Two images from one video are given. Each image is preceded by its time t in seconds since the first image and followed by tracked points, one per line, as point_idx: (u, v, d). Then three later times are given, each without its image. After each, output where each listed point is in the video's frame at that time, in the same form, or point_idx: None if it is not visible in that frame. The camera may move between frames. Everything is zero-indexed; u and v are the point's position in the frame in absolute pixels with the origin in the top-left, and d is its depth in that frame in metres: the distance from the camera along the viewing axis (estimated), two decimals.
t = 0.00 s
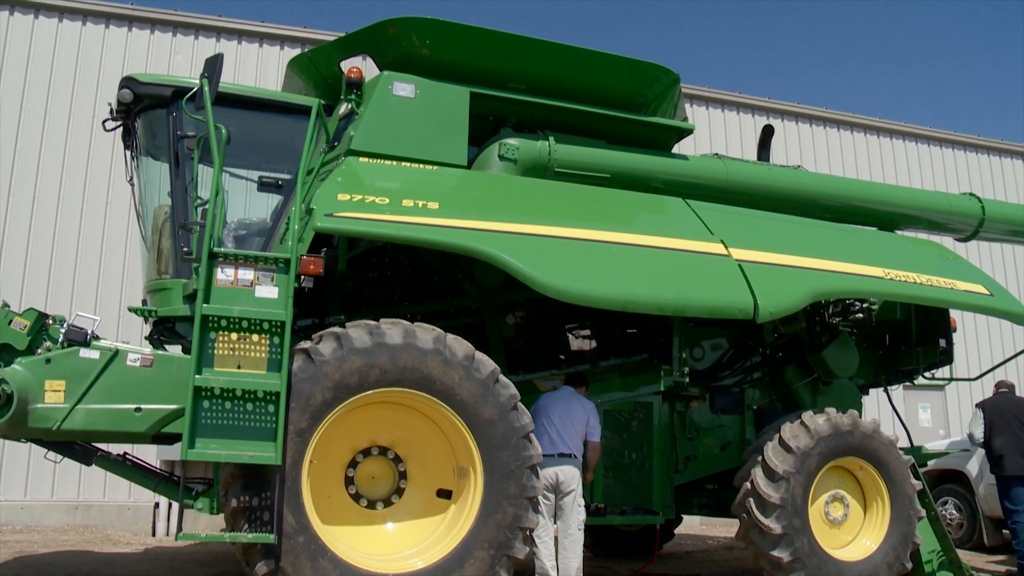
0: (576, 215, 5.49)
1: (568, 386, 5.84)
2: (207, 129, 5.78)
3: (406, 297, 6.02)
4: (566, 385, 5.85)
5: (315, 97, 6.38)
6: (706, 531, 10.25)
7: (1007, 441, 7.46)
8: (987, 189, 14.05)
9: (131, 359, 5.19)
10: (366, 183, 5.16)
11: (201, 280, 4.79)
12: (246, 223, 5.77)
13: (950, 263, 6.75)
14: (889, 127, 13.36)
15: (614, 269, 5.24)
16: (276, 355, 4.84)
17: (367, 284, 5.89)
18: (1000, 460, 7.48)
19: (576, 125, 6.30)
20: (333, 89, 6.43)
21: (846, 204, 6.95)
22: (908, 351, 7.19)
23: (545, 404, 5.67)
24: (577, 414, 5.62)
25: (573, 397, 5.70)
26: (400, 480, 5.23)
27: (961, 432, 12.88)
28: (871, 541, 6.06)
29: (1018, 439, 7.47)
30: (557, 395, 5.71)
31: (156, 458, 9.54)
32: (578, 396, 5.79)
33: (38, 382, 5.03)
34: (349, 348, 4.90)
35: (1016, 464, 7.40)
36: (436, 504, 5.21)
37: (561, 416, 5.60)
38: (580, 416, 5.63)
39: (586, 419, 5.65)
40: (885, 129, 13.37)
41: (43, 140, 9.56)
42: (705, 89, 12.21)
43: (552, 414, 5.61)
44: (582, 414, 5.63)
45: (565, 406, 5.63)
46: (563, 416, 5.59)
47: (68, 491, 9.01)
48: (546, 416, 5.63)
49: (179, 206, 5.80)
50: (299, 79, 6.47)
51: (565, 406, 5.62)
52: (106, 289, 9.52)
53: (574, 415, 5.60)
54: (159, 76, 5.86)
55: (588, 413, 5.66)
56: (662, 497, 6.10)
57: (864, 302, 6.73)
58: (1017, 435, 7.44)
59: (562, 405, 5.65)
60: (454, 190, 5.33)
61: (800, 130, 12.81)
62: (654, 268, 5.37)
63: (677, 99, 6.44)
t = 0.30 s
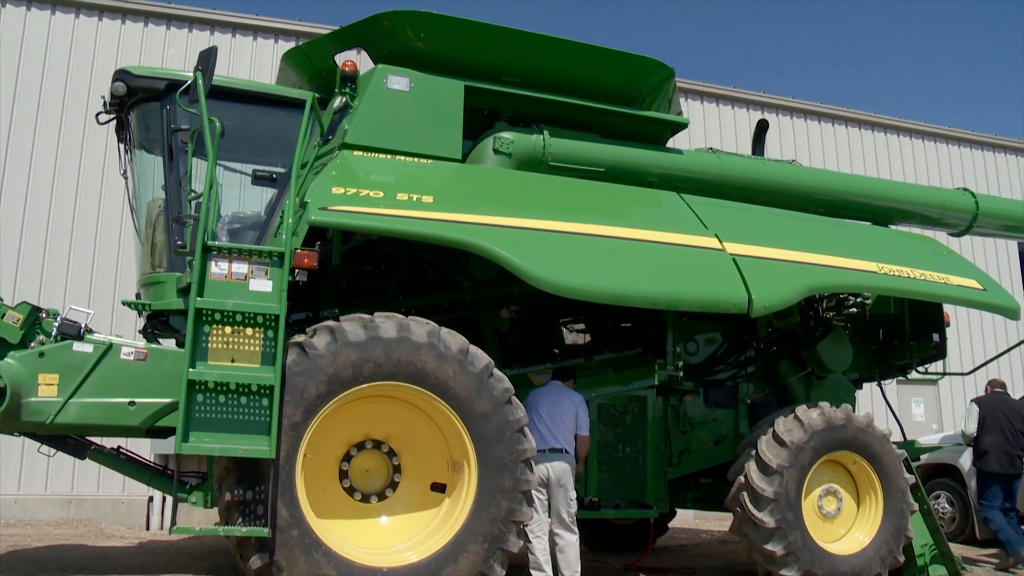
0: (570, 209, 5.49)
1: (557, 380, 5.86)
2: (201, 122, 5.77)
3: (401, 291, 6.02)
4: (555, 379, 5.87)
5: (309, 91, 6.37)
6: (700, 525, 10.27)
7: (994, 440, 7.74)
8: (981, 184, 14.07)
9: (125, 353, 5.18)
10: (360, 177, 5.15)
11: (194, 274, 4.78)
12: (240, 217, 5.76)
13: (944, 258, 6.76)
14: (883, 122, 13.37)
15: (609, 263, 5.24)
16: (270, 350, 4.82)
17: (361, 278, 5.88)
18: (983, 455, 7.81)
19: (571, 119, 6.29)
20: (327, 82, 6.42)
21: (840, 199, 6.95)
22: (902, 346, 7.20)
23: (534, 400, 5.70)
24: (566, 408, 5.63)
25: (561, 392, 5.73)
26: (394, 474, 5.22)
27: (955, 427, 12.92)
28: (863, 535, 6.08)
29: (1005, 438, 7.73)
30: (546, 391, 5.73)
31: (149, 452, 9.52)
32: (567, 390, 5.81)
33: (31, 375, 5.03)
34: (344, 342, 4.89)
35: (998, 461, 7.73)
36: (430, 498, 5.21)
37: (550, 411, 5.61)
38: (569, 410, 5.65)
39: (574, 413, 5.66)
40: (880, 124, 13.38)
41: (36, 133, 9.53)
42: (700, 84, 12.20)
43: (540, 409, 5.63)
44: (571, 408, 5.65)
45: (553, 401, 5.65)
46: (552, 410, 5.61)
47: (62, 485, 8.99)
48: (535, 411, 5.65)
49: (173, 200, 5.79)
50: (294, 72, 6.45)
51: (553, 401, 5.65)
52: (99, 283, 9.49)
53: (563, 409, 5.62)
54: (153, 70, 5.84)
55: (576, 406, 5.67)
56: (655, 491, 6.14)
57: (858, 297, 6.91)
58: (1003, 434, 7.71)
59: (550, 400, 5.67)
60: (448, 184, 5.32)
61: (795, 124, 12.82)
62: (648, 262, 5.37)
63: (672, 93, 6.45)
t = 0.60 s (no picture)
0: (564, 203, 5.49)
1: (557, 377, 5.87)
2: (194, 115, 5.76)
3: (394, 284, 6.01)
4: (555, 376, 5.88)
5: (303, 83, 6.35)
6: (693, 519, 10.30)
7: (981, 429, 7.74)
8: (974, 179, 14.10)
9: (118, 346, 5.16)
10: (354, 170, 5.15)
11: (188, 267, 4.77)
12: (234, 210, 5.74)
13: (937, 253, 6.77)
14: (877, 117, 13.39)
15: (603, 257, 5.24)
16: (263, 343, 4.82)
17: (355, 271, 5.88)
18: (972, 446, 7.79)
19: (565, 112, 6.29)
20: (321, 75, 6.40)
21: (833, 193, 6.96)
22: (895, 340, 7.22)
23: (539, 392, 5.67)
24: (569, 405, 5.63)
25: (565, 389, 5.73)
26: (387, 467, 5.22)
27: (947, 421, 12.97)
28: (856, 529, 6.11)
29: (992, 428, 7.77)
30: (551, 386, 5.72)
31: (143, 445, 9.51)
32: (569, 388, 5.81)
33: (23, 368, 5.01)
34: (337, 335, 4.89)
35: (987, 451, 7.72)
36: (423, 492, 5.22)
37: (553, 407, 5.59)
38: (571, 408, 5.64)
39: (576, 412, 5.66)
40: (873, 118, 13.40)
41: (29, 126, 9.49)
42: (694, 78, 12.21)
43: (544, 402, 5.61)
44: (574, 406, 5.65)
45: (558, 396, 5.64)
46: (556, 406, 5.60)
47: (55, 478, 8.97)
48: (538, 403, 5.63)
49: (166, 193, 5.78)
50: (287, 65, 6.42)
51: (558, 396, 5.64)
52: (92, 276, 9.47)
53: (567, 406, 5.61)
54: (146, 62, 5.82)
55: (579, 406, 5.68)
56: (649, 485, 6.16)
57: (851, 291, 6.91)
58: (991, 424, 7.74)
59: (555, 395, 5.66)
60: (442, 177, 5.32)
61: (789, 119, 12.83)
62: (642, 256, 5.37)
63: (666, 87, 6.44)
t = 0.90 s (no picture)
0: (558, 196, 5.48)
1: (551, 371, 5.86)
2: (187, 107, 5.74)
3: (387, 277, 6.00)
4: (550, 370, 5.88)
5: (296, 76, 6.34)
6: (686, 511, 10.34)
7: (960, 430, 7.61)
8: (967, 173, 14.14)
9: (110, 339, 5.15)
10: (347, 162, 5.14)
11: (180, 259, 4.75)
12: (227, 202, 5.74)
13: (929, 247, 6.79)
14: (870, 111, 13.41)
15: (596, 249, 5.25)
16: (256, 335, 4.80)
17: (348, 264, 5.88)
18: (950, 446, 7.66)
19: (559, 105, 6.28)
20: (314, 67, 6.38)
21: (826, 186, 6.97)
22: (887, 333, 7.23)
23: (536, 384, 5.67)
24: (566, 398, 5.63)
25: (561, 382, 5.73)
26: (380, 460, 5.22)
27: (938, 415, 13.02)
28: (848, 521, 6.13)
29: (970, 428, 7.64)
30: (548, 379, 5.72)
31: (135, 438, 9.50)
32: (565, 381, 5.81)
33: (15, 361, 4.98)
34: (330, 328, 4.88)
35: (966, 451, 7.62)
36: (416, 485, 5.22)
37: (550, 399, 5.60)
38: (568, 400, 5.64)
39: (572, 405, 5.66)
40: (867, 112, 13.41)
41: (20, 118, 9.44)
42: (688, 71, 12.20)
43: (540, 395, 5.61)
44: (570, 399, 5.65)
45: (555, 389, 5.64)
46: (553, 399, 5.60)
47: (47, 471, 8.95)
48: (534, 396, 5.63)
49: (159, 185, 5.76)
50: (281, 56, 6.40)
51: (554, 389, 5.64)
52: (84, 269, 9.43)
53: (563, 399, 5.61)
54: (137, 53, 5.77)
55: (575, 399, 5.68)
56: (641, 477, 6.15)
57: (843, 284, 6.92)
58: (969, 424, 7.60)
59: (551, 387, 5.66)
60: (435, 170, 5.31)
61: (782, 113, 12.83)
62: (635, 249, 5.37)
63: (660, 79, 6.44)
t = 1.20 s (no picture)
0: (552, 190, 5.48)
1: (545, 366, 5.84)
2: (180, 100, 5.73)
3: (381, 270, 6.00)
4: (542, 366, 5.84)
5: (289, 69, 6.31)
6: (679, 505, 10.37)
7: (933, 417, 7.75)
8: (960, 168, 14.17)
9: (102, 332, 5.13)
10: (340, 155, 5.12)
11: (173, 252, 4.73)
12: (219, 195, 5.71)
13: (922, 241, 6.80)
14: (864, 106, 13.43)
15: (590, 243, 5.24)
16: (249, 328, 4.79)
17: (341, 257, 5.88)
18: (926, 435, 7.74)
19: (552, 99, 6.28)
20: (307, 60, 6.37)
21: (820, 181, 6.98)
22: (880, 328, 7.27)
23: (528, 378, 5.68)
24: (559, 391, 5.66)
25: (553, 375, 5.75)
26: (373, 453, 5.22)
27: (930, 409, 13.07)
28: (840, 515, 6.15)
29: (941, 415, 7.80)
30: (541, 372, 5.74)
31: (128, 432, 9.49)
32: (557, 375, 5.82)
33: (6, 355, 4.98)
34: (323, 321, 4.87)
35: (942, 438, 7.70)
36: (409, 478, 5.22)
37: (542, 391, 5.62)
38: (560, 393, 5.66)
39: (565, 398, 5.69)
40: (861, 107, 13.43)
41: (12, 111, 9.40)
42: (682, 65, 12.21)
43: (533, 388, 5.63)
44: (563, 392, 5.68)
45: (548, 383, 5.65)
46: (546, 392, 5.62)
47: (40, 465, 8.93)
48: (527, 389, 5.63)
49: (151, 177, 5.74)
50: (274, 49, 6.37)
51: (547, 382, 5.66)
52: (77, 262, 9.41)
53: (557, 391, 5.64)
54: (129, 46, 5.77)
55: (568, 392, 5.71)
56: (634, 471, 6.18)
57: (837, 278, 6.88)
58: (941, 413, 7.76)
59: (544, 381, 5.67)
60: (429, 163, 5.30)
61: (777, 107, 12.84)
62: (628, 243, 5.37)
63: (653, 73, 6.43)
